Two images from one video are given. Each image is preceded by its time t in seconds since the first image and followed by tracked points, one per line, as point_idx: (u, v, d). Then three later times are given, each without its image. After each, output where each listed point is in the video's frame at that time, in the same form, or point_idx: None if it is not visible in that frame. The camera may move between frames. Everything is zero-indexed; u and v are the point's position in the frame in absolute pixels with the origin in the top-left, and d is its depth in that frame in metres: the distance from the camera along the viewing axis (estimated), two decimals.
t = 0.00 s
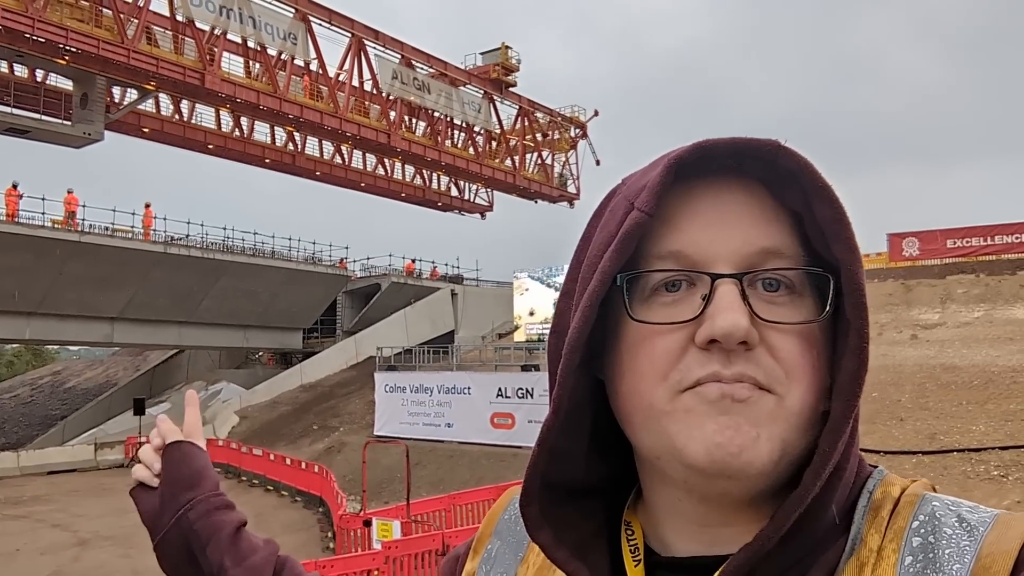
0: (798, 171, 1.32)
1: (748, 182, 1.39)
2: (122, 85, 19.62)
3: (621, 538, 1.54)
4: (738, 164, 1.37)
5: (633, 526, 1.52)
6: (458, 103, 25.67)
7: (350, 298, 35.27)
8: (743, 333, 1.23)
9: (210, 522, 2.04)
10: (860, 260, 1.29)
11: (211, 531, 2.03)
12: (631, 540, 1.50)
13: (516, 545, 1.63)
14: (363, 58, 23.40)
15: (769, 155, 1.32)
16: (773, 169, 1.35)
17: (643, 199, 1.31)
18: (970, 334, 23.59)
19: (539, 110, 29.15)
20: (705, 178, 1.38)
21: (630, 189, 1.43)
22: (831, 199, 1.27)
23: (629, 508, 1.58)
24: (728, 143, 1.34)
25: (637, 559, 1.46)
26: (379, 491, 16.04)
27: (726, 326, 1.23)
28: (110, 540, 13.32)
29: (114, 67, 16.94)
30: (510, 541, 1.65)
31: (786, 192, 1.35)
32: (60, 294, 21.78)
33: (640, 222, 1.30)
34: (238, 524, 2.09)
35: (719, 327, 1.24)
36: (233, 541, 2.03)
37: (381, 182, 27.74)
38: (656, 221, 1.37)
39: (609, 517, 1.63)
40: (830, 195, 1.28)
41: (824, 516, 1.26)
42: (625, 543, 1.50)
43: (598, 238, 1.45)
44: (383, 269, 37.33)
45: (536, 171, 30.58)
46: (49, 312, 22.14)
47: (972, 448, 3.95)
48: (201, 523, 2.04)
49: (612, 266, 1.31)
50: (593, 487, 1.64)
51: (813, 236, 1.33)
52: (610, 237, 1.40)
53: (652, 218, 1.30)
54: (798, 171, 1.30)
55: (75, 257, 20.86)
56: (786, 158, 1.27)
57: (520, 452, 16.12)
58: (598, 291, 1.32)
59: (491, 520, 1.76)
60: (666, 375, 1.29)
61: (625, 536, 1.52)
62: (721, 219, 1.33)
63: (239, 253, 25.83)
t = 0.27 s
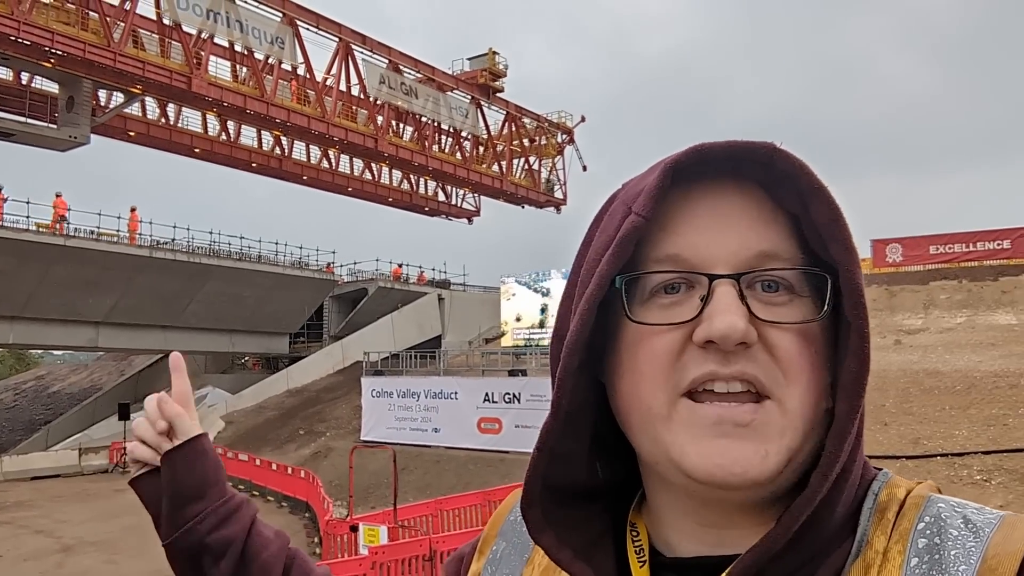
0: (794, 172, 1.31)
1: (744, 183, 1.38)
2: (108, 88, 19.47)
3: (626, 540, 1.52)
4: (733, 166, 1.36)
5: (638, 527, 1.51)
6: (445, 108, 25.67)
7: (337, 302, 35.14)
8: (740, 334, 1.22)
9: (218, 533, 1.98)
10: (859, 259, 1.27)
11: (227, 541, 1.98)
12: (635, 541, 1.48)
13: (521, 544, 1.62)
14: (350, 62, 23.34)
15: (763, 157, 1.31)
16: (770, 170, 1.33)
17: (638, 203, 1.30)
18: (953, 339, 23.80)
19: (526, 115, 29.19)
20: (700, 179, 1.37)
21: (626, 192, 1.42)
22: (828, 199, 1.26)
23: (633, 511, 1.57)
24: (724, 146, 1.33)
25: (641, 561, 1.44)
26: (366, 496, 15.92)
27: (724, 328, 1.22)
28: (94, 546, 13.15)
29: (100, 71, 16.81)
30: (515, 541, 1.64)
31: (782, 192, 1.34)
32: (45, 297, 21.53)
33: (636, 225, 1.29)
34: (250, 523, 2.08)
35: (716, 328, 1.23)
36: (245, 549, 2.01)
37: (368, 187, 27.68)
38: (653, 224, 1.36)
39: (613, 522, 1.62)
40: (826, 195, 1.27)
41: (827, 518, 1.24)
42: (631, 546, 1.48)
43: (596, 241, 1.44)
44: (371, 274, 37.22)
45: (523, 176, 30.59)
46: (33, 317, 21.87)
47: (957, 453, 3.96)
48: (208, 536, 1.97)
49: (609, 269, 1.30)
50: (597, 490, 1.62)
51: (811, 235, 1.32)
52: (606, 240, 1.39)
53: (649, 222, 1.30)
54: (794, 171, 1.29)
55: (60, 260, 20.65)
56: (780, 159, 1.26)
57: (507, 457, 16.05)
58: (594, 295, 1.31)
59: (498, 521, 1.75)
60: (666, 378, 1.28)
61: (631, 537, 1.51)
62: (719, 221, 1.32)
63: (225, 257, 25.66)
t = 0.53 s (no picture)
0: (794, 181, 1.33)
1: (744, 191, 1.40)
2: (94, 90, 19.30)
3: (619, 547, 1.53)
4: (734, 173, 1.38)
5: (631, 536, 1.51)
6: (433, 112, 25.69)
7: (324, 306, 35.01)
8: (741, 340, 1.23)
9: (195, 545, 1.91)
10: (856, 268, 1.29)
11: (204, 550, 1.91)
12: (629, 549, 1.49)
13: (515, 551, 1.62)
14: (338, 65, 23.29)
15: (764, 165, 1.33)
16: (769, 179, 1.35)
17: (639, 209, 1.33)
18: (935, 343, 24.05)
19: (514, 119, 29.25)
20: (701, 186, 1.39)
21: (627, 198, 1.44)
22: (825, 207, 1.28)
23: (627, 518, 1.57)
24: (724, 153, 1.35)
25: (635, 567, 1.45)
26: (353, 500, 15.83)
27: (726, 333, 1.23)
28: (78, 551, 12.99)
29: (87, 73, 16.68)
30: (508, 550, 1.63)
31: (779, 201, 1.36)
32: (29, 300, 21.28)
33: (637, 231, 1.31)
34: (231, 526, 2.00)
35: (718, 334, 1.24)
36: (227, 556, 1.96)
37: (355, 190, 27.62)
38: (653, 230, 1.37)
39: (607, 530, 1.62)
40: (825, 203, 1.29)
41: (823, 527, 1.25)
42: (624, 553, 1.49)
43: (596, 246, 1.45)
44: (358, 277, 37.09)
45: (510, 180, 30.65)
46: (17, 319, 21.60)
47: (942, 458, 3.99)
48: (185, 550, 1.90)
49: (610, 274, 1.31)
50: (593, 497, 1.63)
51: (811, 243, 1.34)
52: (606, 245, 1.41)
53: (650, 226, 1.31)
54: (794, 179, 1.31)
55: (44, 263, 20.43)
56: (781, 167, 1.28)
57: (494, 460, 16.01)
58: (595, 298, 1.32)
59: (487, 528, 1.73)
60: (664, 383, 1.29)
61: (624, 545, 1.51)
62: (719, 228, 1.34)
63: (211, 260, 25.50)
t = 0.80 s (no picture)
0: (790, 185, 1.33)
1: (738, 197, 1.39)
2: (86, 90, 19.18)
3: (611, 553, 1.51)
4: (729, 178, 1.38)
5: (622, 542, 1.50)
6: (427, 113, 25.66)
7: (318, 307, 34.91)
8: (736, 346, 1.23)
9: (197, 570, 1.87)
10: (852, 272, 1.29)
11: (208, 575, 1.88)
12: (620, 555, 1.47)
13: (505, 558, 1.61)
14: (332, 66, 23.23)
15: (759, 169, 1.32)
16: (765, 183, 1.35)
17: (634, 212, 1.32)
18: (928, 345, 24.16)
19: (508, 121, 29.25)
20: (696, 190, 1.38)
21: (622, 201, 1.44)
22: (823, 210, 1.28)
23: (617, 524, 1.56)
24: (718, 157, 1.35)
25: (627, 571, 1.44)
26: (346, 502, 15.78)
27: (719, 339, 1.23)
28: (71, 553, 12.91)
29: (80, 73, 16.57)
30: (498, 558, 1.62)
31: (773, 205, 1.36)
32: (21, 301, 21.14)
33: (633, 234, 1.30)
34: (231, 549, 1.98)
35: (712, 340, 1.24)
36: None
37: (349, 191, 27.56)
38: (648, 234, 1.37)
39: (597, 535, 1.62)
40: (819, 208, 1.29)
41: (817, 533, 1.25)
42: (614, 560, 1.47)
43: (588, 251, 1.45)
44: (351, 278, 37.02)
45: (504, 181, 30.64)
46: (9, 321, 21.45)
47: (935, 461, 4.01)
48: None
49: (605, 278, 1.31)
50: (582, 503, 1.62)
51: (804, 249, 1.34)
52: (601, 249, 1.40)
53: (645, 231, 1.31)
54: (791, 183, 1.30)
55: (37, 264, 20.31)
56: (776, 171, 1.28)
57: (487, 462, 15.99)
58: (589, 303, 1.32)
59: (475, 537, 1.72)
60: (658, 389, 1.28)
61: (614, 553, 1.50)
62: (713, 233, 1.33)
63: (204, 261, 25.39)
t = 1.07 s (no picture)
0: (777, 186, 1.34)
1: (726, 197, 1.40)
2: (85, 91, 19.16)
3: (600, 554, 1.52)
4: (718, 179, 1.38)
5: (611, 543, 1.50)
6: (426, 113, 25.66)
7: (316, 308, 34.90)
8: (725, 345, 1.24)
9: None
10: (837, 272, 1.30)
11: None
12: (610, 555, 1.48)
13: (493, 559, 1.62)
14: (331, 67, 23.24)
15: (748, 169, 1.33)
16: (753, 183, 1.36)
17: (624, 213, 1.33)
18: (926, 345, 24.17)
19: (507, 121, 29.25)
20: (686, 190, 1.39)
21: (611, 201, 1.44)
22: (809, 211, 1.28)
23: (608, 524, 1.57)
24: (707, 158, 1.36)
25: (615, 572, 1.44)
26: (345, 502, 15.78)
27: (708, 337, 1.24)
28: (69, 553, 12.90)
29: (79, 73, 16.56)
30: (487, 558, 1.63)
31: (762, 206, 1.37)
32: (20, 301, 21.13)
33: (622, 235, 1.31)
34: (211, 558, 1.99)
35: (700, 339, 1.24)
36: None
37: (348, 192, 27.56)
38: (637, 235, 1.37)
39: (588, 536, 1.62)
40: (806, 208, 1.30)
41: (804, 533, 1.25)
42: (604, 560, 1.48)
43: (579, 252, 1.45)
44: (350, 279, 37.01)
45: (503, 182, 30.64)
46: (8, 321, 21.43)
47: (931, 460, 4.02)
48: None
49: (594, 278, 1.31)
50: (573, 504, 1.62)
51: (791, 248, 1.34)
52: (590, 250, 1.41)
53: (634, 231, 1.31)
54: (778, 184, 1.31)
55: (36, 265, 20.29)
56: (763, 171, 1.28)
57: (486, 462, 15.99)
58: (578, 303, 1.32)
59: (465, 539, 1.72)
60: (648, 388, 1.29)
61: (604, 553, 1.50)
62: (702, 232, 1.34)
63: (203, 262, 25.38)
